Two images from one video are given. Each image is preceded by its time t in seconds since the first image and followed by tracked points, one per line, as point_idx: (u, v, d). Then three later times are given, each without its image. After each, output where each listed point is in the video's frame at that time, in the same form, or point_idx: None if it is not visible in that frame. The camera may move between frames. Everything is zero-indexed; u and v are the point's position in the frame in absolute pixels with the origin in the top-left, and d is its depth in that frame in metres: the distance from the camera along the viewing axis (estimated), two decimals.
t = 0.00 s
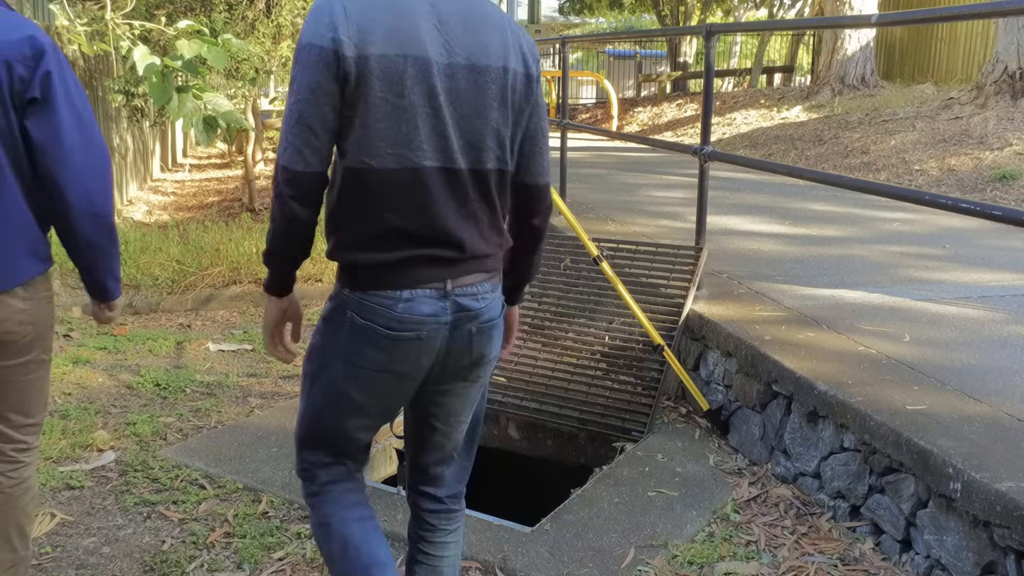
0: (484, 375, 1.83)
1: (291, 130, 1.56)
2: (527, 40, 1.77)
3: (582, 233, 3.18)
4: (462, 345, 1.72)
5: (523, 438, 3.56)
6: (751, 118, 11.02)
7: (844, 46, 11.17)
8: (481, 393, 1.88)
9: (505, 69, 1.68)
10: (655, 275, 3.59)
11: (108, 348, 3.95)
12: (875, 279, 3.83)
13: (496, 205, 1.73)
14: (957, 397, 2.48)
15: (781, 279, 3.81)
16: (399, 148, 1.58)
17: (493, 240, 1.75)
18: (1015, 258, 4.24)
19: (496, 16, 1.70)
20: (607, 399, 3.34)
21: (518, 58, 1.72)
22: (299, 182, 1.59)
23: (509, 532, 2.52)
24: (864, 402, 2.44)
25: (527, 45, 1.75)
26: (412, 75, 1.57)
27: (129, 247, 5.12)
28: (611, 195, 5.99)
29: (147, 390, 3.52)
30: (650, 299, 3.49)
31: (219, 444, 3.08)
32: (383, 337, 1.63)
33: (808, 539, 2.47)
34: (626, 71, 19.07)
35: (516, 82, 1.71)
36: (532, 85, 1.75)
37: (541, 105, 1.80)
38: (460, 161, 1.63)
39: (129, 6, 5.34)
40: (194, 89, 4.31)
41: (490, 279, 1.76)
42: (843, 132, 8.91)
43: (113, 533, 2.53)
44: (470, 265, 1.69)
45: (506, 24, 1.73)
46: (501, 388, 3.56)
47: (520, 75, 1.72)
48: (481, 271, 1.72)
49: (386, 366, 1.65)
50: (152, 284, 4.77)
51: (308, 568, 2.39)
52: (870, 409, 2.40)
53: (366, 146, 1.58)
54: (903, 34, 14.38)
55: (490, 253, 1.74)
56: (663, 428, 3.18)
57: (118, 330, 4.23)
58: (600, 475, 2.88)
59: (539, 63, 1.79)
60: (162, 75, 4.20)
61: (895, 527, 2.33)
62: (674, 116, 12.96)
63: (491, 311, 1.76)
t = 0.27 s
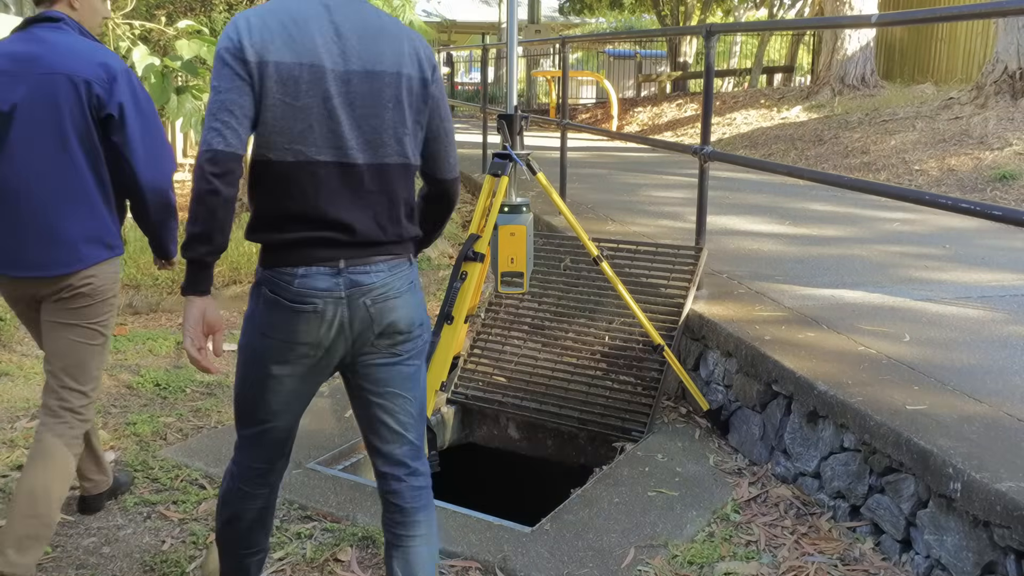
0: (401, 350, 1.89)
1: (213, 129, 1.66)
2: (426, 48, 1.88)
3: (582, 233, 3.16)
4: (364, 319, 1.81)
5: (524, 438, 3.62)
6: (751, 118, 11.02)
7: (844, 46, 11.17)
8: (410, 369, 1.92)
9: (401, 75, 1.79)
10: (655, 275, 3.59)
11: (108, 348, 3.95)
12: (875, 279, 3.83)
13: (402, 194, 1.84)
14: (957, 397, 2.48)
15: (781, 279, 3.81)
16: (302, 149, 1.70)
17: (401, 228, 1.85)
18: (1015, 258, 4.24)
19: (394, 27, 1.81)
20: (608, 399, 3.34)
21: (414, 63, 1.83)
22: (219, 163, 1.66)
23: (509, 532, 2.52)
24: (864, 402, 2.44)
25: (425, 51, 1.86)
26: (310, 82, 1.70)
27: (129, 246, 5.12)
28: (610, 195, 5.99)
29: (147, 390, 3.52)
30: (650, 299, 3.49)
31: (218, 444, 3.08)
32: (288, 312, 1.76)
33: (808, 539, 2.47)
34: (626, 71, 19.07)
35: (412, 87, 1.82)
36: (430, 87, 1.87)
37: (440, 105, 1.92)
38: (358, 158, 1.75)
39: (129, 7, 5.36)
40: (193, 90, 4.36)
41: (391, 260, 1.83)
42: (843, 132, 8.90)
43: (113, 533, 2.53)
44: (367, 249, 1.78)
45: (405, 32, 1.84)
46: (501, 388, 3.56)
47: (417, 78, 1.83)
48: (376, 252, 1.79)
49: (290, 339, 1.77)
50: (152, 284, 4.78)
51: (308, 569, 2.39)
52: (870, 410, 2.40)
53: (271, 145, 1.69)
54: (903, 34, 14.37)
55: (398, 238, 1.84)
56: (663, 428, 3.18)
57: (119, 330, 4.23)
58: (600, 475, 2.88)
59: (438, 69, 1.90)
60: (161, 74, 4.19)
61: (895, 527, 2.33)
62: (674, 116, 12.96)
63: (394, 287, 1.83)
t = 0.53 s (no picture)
0: (316, 320, 2.08)
1: (128, 127, 1.95)
2: (328, 38, 1.99)
3: (582, 233, 3.16)
4: (278, 293, 2.00)
5: (523, 438, 3.62)
6: (751, 118, 11.02)
7: (844, 46, 11.17)
8: (323, 336, 2.12)
9: (291, 65, 1.92)
10: (655, 275, 3.59)
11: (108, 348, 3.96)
12: (874, 279, 3.83)
13: (295, 173, 1.98)
14: (957, 397, 2.48)
15: (781, 279, 3.80)
16: (198, 135, 1.89)
17: (297, 202, 2.00)
18: (1016, 258, 4.24)
19: (291, 21, 1.95)
20: (608, 399, 3.33)
21: (308, 53, 1.94)
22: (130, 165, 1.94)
23: (509, 532, 2.52)
24: (864, 402, 2.44)
25: (325, 43, 1.97)
26: (205, 77, 1.88)
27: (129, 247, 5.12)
28: (610, 195, 5.99)
29: (147, 390, 3.52)
30: (650, 299, 3.49)
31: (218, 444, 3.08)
32: (205, 282, 1.96)
33: (808, 539, 2.47)
34: (626, 71, 19.09)
35: (305, 75, 1.93)
36: (327, 72, 1.96)
37: (346, 84, 2.00)
38: (250, 139, 1.91)
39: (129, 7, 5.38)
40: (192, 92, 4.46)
41: (300, 240, 2.01)
42: (843, 132, 8.90)
43: (113, 533, 2.53)
44: (277, 226, 1.97)
45: (304, 25, 1.96)
46: (500, 388, 3.56)
47: (311, 66, 1.94)
48: (289, 231, 1.99)
49: (213, 307, 1.97)
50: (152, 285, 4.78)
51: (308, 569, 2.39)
52: (870, 409, 2.40)
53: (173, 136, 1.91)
54: (904, 34, 14.38)
55: (294, 213, 1.99)
56: (663, 428, 3.18)
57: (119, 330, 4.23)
58: (599, 475, 2.88)
59: (340, 55, 1.99)
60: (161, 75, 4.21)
61: (895, 527, 2.33)
62: (674, 116, 12.96)
63: (306, 265, 2.02)
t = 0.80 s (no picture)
0: (276, 309, 2.16)
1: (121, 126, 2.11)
2: (302, 55, 2.09)
3: (582, 233, 3.15)
4: (235, 283, 2.10)
5: (523, 438, 3.62)
6: (751, 118, 11.02)
7: (844, 46, 11.17)
8: (283, 325, 2.20)
9: (258, 75, 2.03)
10: (655, 275, 3.59)
11: (108, 348, 3.96)
12: (874, 279, 3.83)
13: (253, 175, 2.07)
14: (957, 397, 2.48)
15: (781, 279, 3.80)
16: (169, 133, 2.02)
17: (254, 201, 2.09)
18: (1016, 258, 4.24)
19: (268, 36, 2.07)
20: (608, 399, 3.33)
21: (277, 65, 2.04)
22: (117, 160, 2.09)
23: (509, 532, 2.52)
24: (864, 402, 2.44)
25: (298, 59, 2.07)
26: (179, 80, 2.01)
27: (129, 246, 5.12)
28: (611, 195, 5.99)
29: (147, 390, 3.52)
30: (650, 299, 3.49)
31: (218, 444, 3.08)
32: (169, 271, 2.08)
33: (808, 539, 2.47)
34: (626, 71, 19.09)
35: (271, 85, 2.03)
36: (293, 84, 2.04)
37: (312, 96, 2.07)
38: (218, 140, 2.03)
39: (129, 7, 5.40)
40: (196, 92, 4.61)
41: (261, 233, 2.10)
42: (843, 132, 8.90)
43: (113, 533, 2.53)
44: (238, 221, 2.07)
45: (281, 41, 2.07)
46: (500, 388, 3.56)
47: (279, 78, 2.04)
48: (249, 225, 2.08)
49: (179, 294, 2.09)
50: (152, 285, 4.78)
51: (308, 569, 2.38)
52: (870, 409, 2.40)
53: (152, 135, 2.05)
54: (903, 34, 14.37)
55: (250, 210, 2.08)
56: (663, 428, 3.18)
57: (119, 330, 4.23)
58: (599, 475, 2.88)
59: (311, 71, 2.08)
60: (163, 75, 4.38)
61: (895, 527, 2.33)
62: (674, 116, 12.96)
63: (263, 257, 2.10)
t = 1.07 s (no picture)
0: (231, 279, 2.28)
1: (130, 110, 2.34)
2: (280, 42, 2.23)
3: (582, 233, 3.15)
4: (194, 251, 2.28)
5: (523, 438, 3.62)
6: (751, 118, 11.01)
7: (844, 46, 11.17)
8: (245, 299, 2.31)
9: (233, 60, 2.19)
10: (655, 275, 3.59)
11: (108, 348, 3.96)
12: (874, 279, 3.83)
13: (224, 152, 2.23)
14: (958, 398, 2.48)
15: (781, 279, 3.80)
16: (157, 112, 2.23)
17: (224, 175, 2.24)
18: (1016, 258, 4.24)
19: (249, 24, 2.22)
20: (608, 399, 3.33)
21: (251, 51, 2.19)
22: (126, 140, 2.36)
23: (509, 532, 2.52)
24: (864, 402, 2.44)
25: (272, 46, 2.21)
26: (164, 65, 2.21)
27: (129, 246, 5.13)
28: (611, 195, 5.99)
29: (147, 389, 3.52)
30: (650, 299, 3.49)
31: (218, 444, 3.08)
32: (161, 243, 2.38)
33: (808, 539, 2.47)
34: (626, 71, 19.09)
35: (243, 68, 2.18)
36: (263, 68, 2.19)
37: (284, 79, 2.20)
38: (193, 123, 2.20)
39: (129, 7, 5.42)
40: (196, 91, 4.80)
41: (215, 205, 2.25)
42: (843, 132, 8.90)
43: (113, 533, 2.53)
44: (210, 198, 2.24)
45: (261, 30, 2.22)
46: (500, 388, 3.56)
47: (251, 62, 2.18)
48: (208, 199, 2.24)
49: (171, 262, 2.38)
50: (152, 284, 4.78)
51: (308, 569, 2.38)
52: (870, 409, 2.40)
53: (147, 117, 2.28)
54: (903, 34, 14.37)
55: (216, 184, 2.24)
56: (663, 428, 3.18)
57: (119, 330, 4.22)
58: (599, 475, 2.88)
59: (286, 56, 2.21)
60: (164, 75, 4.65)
61: (895, 527, 2.33)
62: (674, 116, 12.96)
63: (214, 227, 2.25)
